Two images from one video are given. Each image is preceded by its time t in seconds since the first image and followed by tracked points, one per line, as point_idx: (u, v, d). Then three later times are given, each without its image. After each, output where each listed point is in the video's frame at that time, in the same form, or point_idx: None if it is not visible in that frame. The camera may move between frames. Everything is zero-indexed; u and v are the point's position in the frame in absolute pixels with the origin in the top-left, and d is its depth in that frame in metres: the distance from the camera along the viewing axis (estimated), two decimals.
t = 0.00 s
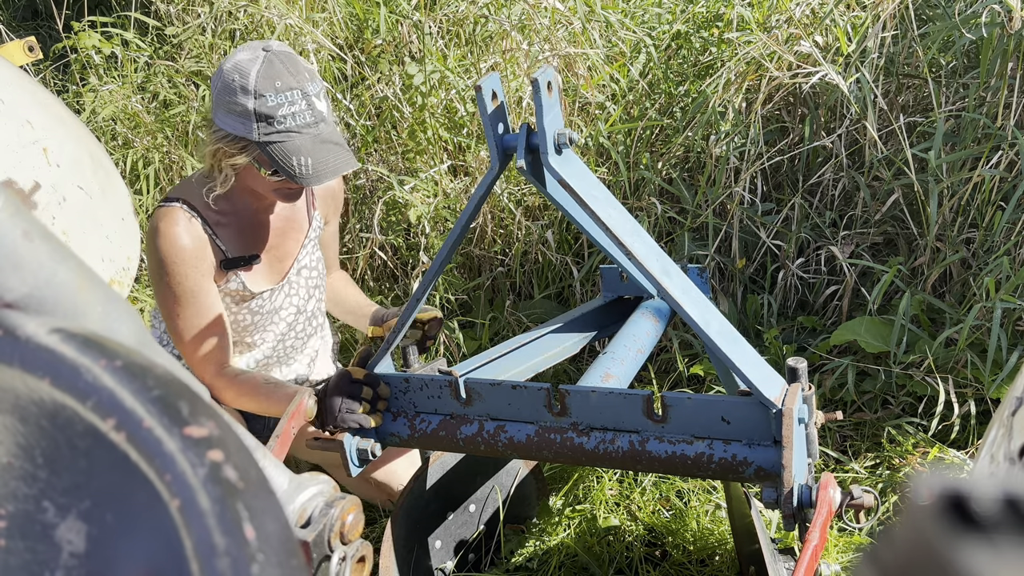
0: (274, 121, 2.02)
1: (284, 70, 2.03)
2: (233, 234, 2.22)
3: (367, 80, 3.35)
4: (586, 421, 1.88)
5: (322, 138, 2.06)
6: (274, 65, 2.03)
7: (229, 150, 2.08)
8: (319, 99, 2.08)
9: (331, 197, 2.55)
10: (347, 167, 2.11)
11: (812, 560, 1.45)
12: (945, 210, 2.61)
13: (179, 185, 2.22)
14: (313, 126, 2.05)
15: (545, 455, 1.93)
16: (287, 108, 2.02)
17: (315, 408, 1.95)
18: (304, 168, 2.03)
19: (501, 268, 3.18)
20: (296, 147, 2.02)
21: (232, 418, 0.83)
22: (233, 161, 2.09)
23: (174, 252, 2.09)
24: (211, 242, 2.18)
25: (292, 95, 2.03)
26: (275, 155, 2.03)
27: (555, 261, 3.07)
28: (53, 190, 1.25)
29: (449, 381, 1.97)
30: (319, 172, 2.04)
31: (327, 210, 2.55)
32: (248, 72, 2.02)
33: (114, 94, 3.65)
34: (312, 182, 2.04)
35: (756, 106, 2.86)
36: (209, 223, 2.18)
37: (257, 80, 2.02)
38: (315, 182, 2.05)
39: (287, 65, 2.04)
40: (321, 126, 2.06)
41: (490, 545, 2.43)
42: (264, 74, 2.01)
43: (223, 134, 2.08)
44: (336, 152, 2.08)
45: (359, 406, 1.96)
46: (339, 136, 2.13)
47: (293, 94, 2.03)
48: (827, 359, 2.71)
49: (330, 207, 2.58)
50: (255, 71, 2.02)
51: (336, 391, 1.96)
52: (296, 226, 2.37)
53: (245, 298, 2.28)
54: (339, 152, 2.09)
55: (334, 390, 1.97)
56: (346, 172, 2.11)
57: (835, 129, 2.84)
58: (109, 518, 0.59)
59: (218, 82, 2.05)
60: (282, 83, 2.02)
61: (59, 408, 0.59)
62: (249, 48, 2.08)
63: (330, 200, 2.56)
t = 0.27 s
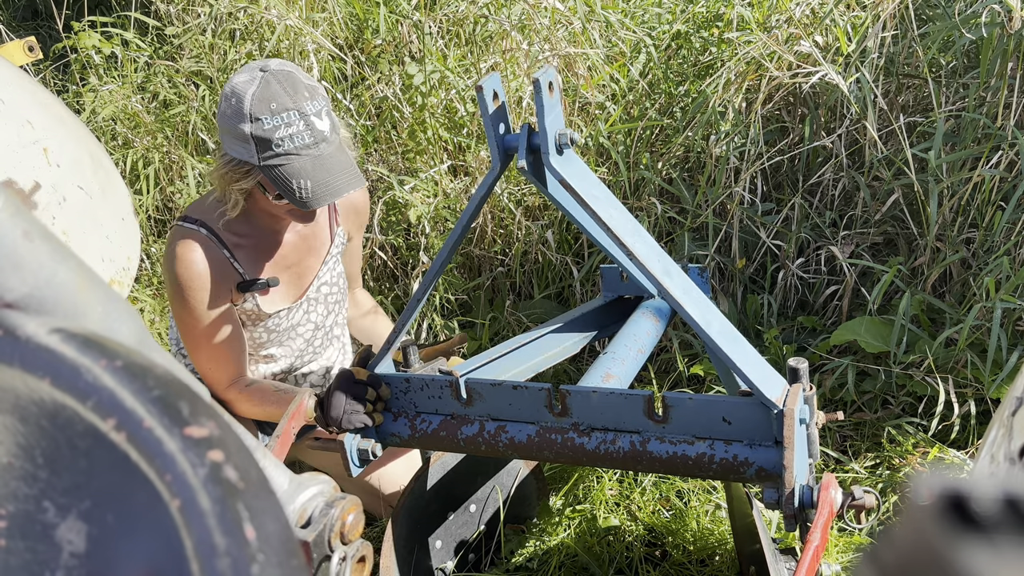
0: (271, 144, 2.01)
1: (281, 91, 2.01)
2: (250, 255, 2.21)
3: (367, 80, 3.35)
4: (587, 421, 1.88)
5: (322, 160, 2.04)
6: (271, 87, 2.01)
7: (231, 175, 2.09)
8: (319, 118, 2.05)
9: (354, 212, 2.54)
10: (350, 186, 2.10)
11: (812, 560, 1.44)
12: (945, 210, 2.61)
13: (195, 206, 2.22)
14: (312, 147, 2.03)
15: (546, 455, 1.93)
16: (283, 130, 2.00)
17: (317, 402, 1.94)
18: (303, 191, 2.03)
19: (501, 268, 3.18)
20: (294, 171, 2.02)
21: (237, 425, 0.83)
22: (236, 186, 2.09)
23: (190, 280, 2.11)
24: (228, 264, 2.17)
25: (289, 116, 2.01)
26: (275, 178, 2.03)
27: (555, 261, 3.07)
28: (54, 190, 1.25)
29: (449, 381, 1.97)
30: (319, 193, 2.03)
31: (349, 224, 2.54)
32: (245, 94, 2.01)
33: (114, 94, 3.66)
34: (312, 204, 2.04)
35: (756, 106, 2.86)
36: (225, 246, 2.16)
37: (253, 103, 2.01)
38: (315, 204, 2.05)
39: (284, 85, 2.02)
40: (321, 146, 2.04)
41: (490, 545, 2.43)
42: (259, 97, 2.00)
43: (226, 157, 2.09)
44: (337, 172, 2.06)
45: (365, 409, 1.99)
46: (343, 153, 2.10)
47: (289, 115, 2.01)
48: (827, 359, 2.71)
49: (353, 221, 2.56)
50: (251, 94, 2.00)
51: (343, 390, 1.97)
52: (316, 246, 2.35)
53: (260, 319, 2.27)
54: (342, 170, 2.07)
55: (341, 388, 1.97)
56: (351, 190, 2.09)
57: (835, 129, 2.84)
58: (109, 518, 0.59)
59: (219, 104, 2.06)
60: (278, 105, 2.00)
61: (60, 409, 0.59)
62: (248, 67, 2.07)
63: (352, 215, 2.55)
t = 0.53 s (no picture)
0: (271, 182, 1.99)
1: (275, 128, 2.00)
2: (276, 289, 2.25)
3: (367, 80, 3.36)
4: (595, 423, 1.88)
5: (323, 192, 2.01)
6: (265, 126, 2.00)
7: (246, 218, 2.12)
8: (317, 149, 2.02)
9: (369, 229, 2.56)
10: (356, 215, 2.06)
11: (823, 564, 1.42)
12: (945, 210, 2.61)
13: (215, 241, 2.22)
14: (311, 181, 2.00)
15: (553, 457, 1.93)
16: (280, 167, 1.99)
17: (322, 402, 1.94)
18: (308, 226, 2.01)
19: (501, 268, 3.18)
20: (296, 207, 2.00)
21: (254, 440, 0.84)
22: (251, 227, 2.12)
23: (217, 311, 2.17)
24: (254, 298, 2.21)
25: (285, 152, 1.99)
26: (280, 216, 2.03)
27: (555, 261, 3.07)
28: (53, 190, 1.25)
29: (455, 382, 1.97)
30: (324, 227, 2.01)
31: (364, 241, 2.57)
32: (241, 136, 2.01)
33: (114, 94, 3.66)
34: (318, 239, 2.02)
35: (756, 106, 2.86)
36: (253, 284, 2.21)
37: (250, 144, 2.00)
38: (323, 238, 2.03)
39: (276, 122, 2.00)
40: (321, 178, 2.01)
41: (491, 547, 2.42)
42: (253, 137, 1.99)
43: (239, 201, 2.11)
44: (341, 203, 2.03)
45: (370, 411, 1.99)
46: (348, 182, 2.06)
47: (285, 151, 1.99)
48: (827, 359, 2.71)
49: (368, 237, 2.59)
50: (245, 136, 2.00)
51: (347, 392, 1.97)
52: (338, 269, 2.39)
53: (288, 346, 2.34)
54: (346, 201, 2.04)
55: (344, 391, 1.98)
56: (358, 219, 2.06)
57: (835, 129, 2.84)
58: (109, 518, 0.59)
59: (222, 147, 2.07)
60: (272, 143, 1.98)
61: (60, 409, 0.59)
62: (246, 107, 2.06)
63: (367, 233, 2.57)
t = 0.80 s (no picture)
0: (279, 202, 2.00)
1: (281, 148, 1.99)
2: (289, 300, 2.27)
3: (367, 80, 3.36)
4: (608, 426, 1.88)
5: (330, 213, 2.01)
6: (271, 145, 1.99)
7: (257, 234, 2.12)
8: (323, 168, 2.01)
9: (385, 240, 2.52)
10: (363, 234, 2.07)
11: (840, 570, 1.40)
12: (945, 210, 2.61)
13: (226, 253, 2.21)
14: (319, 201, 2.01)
15: (565, 460, 1.93)
16: (287, 188, 1.98)
17: (330, 403, 1.94)
18: (317, 247, 2.02)
19: (501, 268, 3.18)
20: (304, 228, 2.01)
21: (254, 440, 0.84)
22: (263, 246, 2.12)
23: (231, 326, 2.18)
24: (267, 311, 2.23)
25: (291, 172, 1.98)
26: (289, 235, 2.03)
27: (555, 261, 3.07)
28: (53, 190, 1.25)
29: (466, 384, 1.97)
30: (332, 247, 2.02)
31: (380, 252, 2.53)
32: (248, 155, 2.00)
33: (114, 94, 3.66)
34: (327, 259, 2.03)
35: (756, 105, 2.86)
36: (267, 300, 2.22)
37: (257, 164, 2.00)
38: (332, 258, 2.04)
39: (283, 141, 1.99)
40: (328, 198, 2.01)
41: (496, 547, 2.42)
42: (260, 157, 1.98)
43: (250, 218, 2.11)
44: (349, 223, 2.04)
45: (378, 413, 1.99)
46: (355, 201, 2.07)
47: (291, 172, 1.98)
48: (827, 359, 2.71)
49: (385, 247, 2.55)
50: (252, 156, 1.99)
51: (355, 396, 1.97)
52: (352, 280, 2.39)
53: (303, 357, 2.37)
54: (353, 221, 2.05)
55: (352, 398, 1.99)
56: (365, 238, 2.07)
57: (835, 129, 2.84)
58: (109, 518, 0.59)
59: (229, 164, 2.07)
60: (279, 164, 1.98)
61: (60, 409, 0.59)
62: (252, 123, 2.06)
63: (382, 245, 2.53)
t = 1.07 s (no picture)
0: (273, 192, 2.00)
1: (292, 142, 1.99)
2: (271, 271, 2.24)
3: (367, 80, 3.36)
4: (603, 427, 1.89)
5: (320, 218, 2.01)
6: (284, 135, 2.00)
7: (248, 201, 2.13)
8: (327, 174, 2.01)
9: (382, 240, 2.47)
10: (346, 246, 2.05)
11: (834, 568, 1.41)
12: (945, 210, 2.61)
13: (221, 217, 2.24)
14: (313, 205, 2.00)
15: (560, 461, 1.93)
16: (286, 182, 1.98)
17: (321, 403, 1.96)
18: (297, 246, 2.01)
19: (501, 268, 3.18)
20: (290, 224, 2.00)
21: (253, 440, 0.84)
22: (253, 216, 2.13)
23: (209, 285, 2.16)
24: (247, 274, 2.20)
25: (292, 168, 1.98)
26: (275, 225, 2.03)
27: (555, 261, 3.07)
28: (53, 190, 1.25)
29: (460, 386, 1.96)
30: (313, 249, 2.01)
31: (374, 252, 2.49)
32: (260, 138, 2.01)
33: (114, 94, 3.66)
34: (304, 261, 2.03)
35: (756, 105, 2.86)
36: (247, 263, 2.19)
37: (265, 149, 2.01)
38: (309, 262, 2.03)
39: (296, 137, 1.99)
40: (322, 204, 2.00)
41: (493, 547, 2.43)
42: (269, 143, 2.00)
43: (246, 191, 2.12)
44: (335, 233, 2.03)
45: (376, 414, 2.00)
46: (348, 212, 2.06)
47: (292, 167, 1.98)
48: (827, 359, 2.71)
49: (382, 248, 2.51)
50: (263, 140, 2.00)
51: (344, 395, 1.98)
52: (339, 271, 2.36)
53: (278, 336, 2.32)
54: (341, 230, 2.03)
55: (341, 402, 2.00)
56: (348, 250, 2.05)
57: (835, 129, 2.84)
58: (109, 518, 0.59)
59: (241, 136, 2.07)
60: (286, 156, 1.98)
61: (60, 409, 0.59)
62: (274, 105, 2.06)
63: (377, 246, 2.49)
